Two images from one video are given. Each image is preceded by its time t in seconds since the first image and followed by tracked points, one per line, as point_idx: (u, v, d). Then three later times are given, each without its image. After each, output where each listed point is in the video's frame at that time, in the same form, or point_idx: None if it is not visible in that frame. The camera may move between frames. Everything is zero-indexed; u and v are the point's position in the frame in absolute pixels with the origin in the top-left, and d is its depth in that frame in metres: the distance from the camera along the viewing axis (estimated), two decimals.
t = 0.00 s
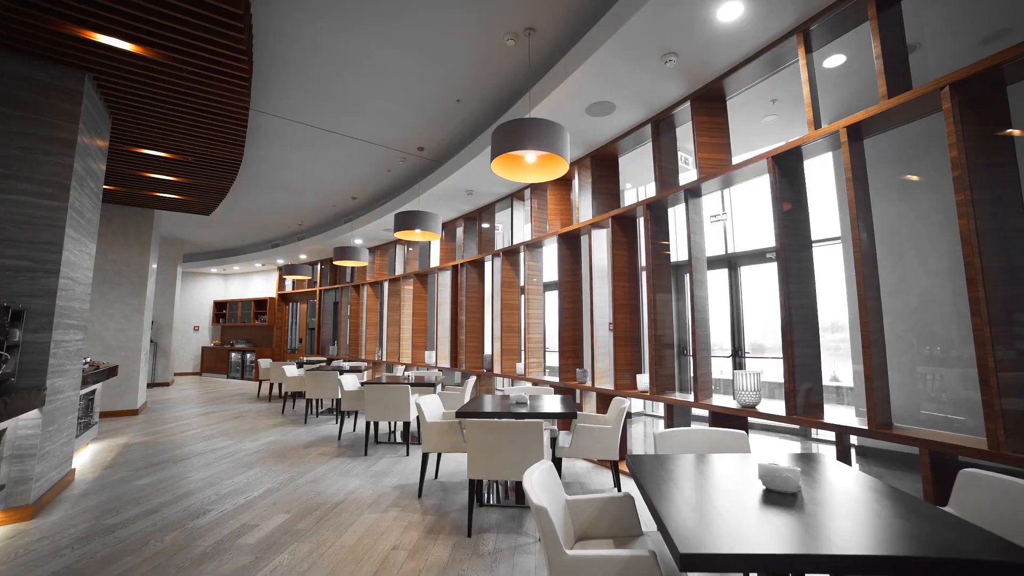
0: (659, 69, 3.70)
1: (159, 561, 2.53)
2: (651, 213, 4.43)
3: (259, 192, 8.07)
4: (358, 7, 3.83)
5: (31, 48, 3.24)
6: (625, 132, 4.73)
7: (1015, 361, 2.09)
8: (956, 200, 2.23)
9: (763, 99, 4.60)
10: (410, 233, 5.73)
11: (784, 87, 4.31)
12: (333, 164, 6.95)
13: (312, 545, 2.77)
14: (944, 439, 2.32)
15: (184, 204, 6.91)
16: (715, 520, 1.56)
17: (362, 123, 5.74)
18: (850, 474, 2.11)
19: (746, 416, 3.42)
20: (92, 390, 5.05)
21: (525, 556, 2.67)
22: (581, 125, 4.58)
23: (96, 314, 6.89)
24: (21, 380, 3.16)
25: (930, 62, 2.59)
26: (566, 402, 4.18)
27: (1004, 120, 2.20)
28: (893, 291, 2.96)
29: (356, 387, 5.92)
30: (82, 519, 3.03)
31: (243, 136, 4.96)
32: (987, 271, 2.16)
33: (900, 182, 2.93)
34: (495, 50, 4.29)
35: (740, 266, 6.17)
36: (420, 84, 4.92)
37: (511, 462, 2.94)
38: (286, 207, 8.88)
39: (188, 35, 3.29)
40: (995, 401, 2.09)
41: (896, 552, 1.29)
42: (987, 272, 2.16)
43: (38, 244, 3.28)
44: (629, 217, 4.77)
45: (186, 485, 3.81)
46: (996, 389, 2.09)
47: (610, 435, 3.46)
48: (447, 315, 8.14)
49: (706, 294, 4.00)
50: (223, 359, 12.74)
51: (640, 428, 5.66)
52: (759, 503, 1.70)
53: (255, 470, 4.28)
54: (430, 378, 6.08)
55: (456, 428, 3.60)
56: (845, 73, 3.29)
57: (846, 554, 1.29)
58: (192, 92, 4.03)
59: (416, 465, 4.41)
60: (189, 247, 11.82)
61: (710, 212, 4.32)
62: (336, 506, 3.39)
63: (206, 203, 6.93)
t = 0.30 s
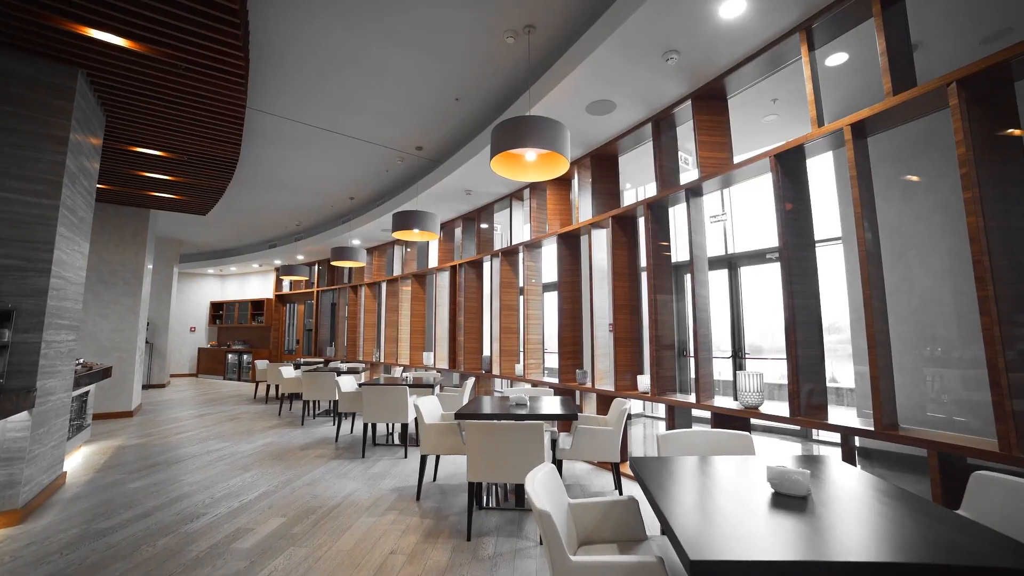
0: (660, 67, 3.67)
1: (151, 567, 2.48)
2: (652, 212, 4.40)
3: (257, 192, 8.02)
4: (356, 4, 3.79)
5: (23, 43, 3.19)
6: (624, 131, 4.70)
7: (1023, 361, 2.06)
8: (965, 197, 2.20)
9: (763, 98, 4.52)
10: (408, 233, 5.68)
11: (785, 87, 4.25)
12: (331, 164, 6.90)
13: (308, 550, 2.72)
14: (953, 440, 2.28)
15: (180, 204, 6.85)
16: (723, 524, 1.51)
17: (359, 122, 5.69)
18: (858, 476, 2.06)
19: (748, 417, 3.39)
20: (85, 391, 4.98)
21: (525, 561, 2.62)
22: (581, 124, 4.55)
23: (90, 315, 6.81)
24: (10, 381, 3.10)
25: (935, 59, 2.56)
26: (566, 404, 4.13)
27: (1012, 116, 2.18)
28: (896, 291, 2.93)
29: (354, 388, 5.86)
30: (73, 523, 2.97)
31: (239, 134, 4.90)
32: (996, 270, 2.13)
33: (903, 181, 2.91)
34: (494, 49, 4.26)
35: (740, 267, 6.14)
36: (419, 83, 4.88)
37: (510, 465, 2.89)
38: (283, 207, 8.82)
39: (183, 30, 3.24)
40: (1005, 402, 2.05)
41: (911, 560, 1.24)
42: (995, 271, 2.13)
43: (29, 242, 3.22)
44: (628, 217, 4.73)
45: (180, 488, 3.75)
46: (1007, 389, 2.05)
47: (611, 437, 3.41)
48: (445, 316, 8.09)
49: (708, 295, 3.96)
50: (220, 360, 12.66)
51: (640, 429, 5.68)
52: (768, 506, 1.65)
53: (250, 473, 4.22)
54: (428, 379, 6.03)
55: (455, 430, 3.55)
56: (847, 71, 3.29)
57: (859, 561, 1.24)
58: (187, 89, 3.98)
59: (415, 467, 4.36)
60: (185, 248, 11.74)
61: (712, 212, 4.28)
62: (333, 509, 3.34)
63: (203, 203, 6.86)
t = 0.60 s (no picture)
0: (665, 62, 3.61)
1: (141, 573, 2.40)
2: (655, 210, 4.33)
3: (254, 191, 7.94)
4: None
5: (13, 35, 3.12)
6: (626, 128, 4.64)
7: None
8: (982, 190, 2.16)
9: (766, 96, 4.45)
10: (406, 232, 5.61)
11: (789, 83, 4.19)
12: (329, 162, 6.82)
13: (305, 554, 2.64)
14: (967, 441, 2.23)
15: (177, 202, 6.78)
16: (738, 529, 1.43)
17: (358, 120, 5.62)
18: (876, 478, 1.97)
19: (755, 418, 3.32)
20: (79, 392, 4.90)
21: (528, 565, 2.55)
22: (583, 121, 4.48)
23: (85, 315, 6.72)
24: None
25: (947, 51, 2.50)
26: (568, 405, 4.06)
27: None
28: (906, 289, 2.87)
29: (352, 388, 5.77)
30: (63, 527, 2.89)
31: (235, 129, 4.81)
32: (1014, 266, 2.07)
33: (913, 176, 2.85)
34: (494, 44, 4.19)
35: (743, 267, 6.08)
36: (418, 79, 4.81)
37: (513, 467, 2.82)
38: (281, 206, 8.74)
39: (177, 22, 3.17)
40: None
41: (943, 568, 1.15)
42: (1014, 267, 2.07)
43: (19, 239, 3.15)
44: (630, 215, 4.68)
45: (175, 491, 3.67)
46: None
47: (615, 438, 3.35)
48: (445, 316, 8.02)
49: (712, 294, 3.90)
50: (217, 360, 12.56)
51: (640, 430, 5.88)
52: (785, 511, 1.56)
53: (247, 474, 4.14)
54: (427, 379, 5.95)
55: (455, 431, 3.48)
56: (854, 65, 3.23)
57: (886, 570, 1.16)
58: (182, 83, 3.91)
59: (414, 469, 4.28)
60: (183, 247, 11.65)
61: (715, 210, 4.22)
62: (330, 512, 3.26)
63: (200, 201, 6.79)
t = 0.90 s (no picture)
0: (671, 54, 3.53)
1: None
2: (660, 207, 4.25)
3: (252, 189, 7.85)
4: None
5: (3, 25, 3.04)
6: (631, 123, 4.55)
7: None
8: (1008, 182, 2.08)
9: (772, 91, 4.39)
10: (407, 229, 5.55)
11: (795, 77, 4.16)
12: (327, 159, 6.74)
13: (301, 560, 2.56)
14: (991, 443, 2.14)
15: (173, 200, 6.69)
16: (760, 539, 1.31)
17: (356, 116, 5.53)
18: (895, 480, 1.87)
19: (764, 418, 3.24)
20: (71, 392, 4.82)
21: (532, 572, 2.46)
22: (586, 116, 4.40)
23: (80, 314, 6.64)
24: None
25: (965, 39, 2.42)
26: (571, 405, 3.97)
27: None
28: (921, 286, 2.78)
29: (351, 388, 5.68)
30: (51, 532, 2.81)
31: (229, 123, 4.71)
32: None
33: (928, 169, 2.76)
34: (496, 37, 4.11)
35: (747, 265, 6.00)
36: (418, 74, 4.73)
37: (515, 469, 2.74)
38: (280, 205, 8.66)
39: (169, 11, 3.08)
40: None
41: None
42: None
43: (7, 234, 3.07)
44: (634, 212, 4.60)
45: (168, 493, 3.59)
46: None
47: (621, 439, 3.26)
48: (445, 315, 7.93)
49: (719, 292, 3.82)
50: (215, 360, 12.46)
51: (644, 431, 5.86)
52: (809, 517, 1.45)
53: (244, 476, 4.06)
54: (427, 379, 5.86)
55: (457, 432, 3.39)
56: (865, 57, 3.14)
57: None
58: (176, 76, 3.82)
59: (414, 471, 4.20)
60: (181, 247, 11.56)
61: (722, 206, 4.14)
62: (328, 515, 3.18)
63: (197, 199, 6.71)
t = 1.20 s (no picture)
0: (680, 42, 3.41)
1: None
2: (667, 201, 4.14)
3: (250, 186, 7.74)
4: None
5: None
6: (636, 115, 4.44)
7: None
8: None
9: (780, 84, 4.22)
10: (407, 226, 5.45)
11: (804, 69, 3.96)
12: (326, 155, 6.63)
13: (295, 567, 2.44)
14: None
15: (169, 197, 6.58)
16: (790, 546, 1.18)
17: (355, 110, 5.42)
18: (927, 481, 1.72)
19: (777, 418, 3.13)
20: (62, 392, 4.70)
21: None
22: (591, 107, 4.29)
23: (74, 312, 6.52)
24: None
25: (993, 21, 2.31)
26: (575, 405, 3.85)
27: None
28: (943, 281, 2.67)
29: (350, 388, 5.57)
30: (36, 537, 2.70)
31: (222, 115, 4.59)
32: None
33: (951, 159, 2.64)
34: (498, 26, 4.00)
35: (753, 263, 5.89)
36: (418, 66, 4.62)
37: (520, 472, 2.62)
38: (277, 202, 8.54)
39: None
40: None
41: None
42: None
43: None
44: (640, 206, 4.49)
45: (161, 496, 3.47)
46: None
47: (629, 439, 3.15)
48: (445, 314, 7.81)
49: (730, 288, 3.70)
50: (213, 361, 12.34)
51: (648, 431, 5.77)
52: (847, 524, 1.30)
53: (239, 477, 3.95)
54: (427, 379, 5.74)
55: (458, 433, 3.28)
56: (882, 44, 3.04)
57: None
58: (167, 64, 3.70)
59: (414, 472, 4.09)
60: (178, 245, 11.44)
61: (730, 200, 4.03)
62: (325, 519, 3.06)
63: (193, 196, 6.61)
